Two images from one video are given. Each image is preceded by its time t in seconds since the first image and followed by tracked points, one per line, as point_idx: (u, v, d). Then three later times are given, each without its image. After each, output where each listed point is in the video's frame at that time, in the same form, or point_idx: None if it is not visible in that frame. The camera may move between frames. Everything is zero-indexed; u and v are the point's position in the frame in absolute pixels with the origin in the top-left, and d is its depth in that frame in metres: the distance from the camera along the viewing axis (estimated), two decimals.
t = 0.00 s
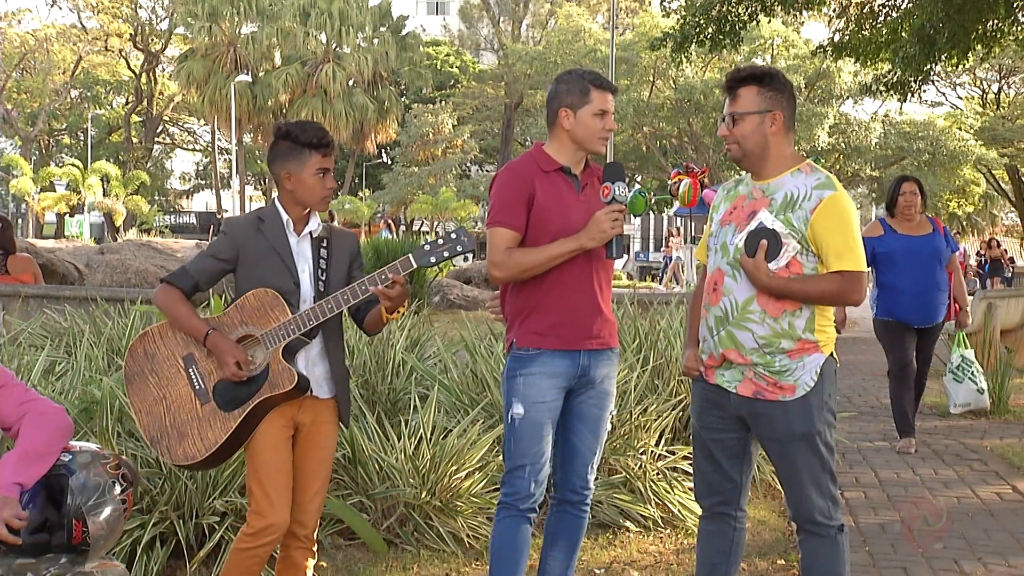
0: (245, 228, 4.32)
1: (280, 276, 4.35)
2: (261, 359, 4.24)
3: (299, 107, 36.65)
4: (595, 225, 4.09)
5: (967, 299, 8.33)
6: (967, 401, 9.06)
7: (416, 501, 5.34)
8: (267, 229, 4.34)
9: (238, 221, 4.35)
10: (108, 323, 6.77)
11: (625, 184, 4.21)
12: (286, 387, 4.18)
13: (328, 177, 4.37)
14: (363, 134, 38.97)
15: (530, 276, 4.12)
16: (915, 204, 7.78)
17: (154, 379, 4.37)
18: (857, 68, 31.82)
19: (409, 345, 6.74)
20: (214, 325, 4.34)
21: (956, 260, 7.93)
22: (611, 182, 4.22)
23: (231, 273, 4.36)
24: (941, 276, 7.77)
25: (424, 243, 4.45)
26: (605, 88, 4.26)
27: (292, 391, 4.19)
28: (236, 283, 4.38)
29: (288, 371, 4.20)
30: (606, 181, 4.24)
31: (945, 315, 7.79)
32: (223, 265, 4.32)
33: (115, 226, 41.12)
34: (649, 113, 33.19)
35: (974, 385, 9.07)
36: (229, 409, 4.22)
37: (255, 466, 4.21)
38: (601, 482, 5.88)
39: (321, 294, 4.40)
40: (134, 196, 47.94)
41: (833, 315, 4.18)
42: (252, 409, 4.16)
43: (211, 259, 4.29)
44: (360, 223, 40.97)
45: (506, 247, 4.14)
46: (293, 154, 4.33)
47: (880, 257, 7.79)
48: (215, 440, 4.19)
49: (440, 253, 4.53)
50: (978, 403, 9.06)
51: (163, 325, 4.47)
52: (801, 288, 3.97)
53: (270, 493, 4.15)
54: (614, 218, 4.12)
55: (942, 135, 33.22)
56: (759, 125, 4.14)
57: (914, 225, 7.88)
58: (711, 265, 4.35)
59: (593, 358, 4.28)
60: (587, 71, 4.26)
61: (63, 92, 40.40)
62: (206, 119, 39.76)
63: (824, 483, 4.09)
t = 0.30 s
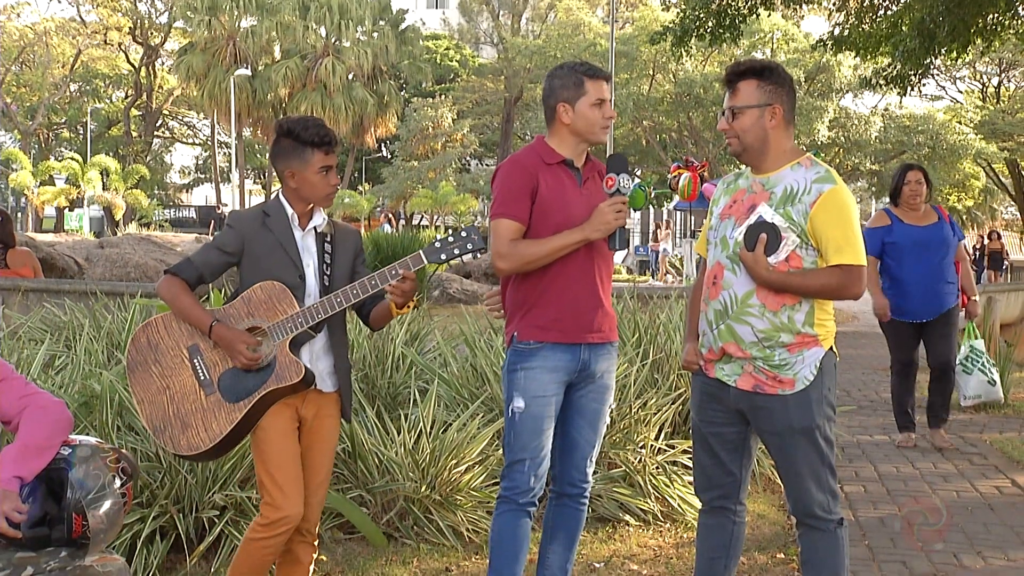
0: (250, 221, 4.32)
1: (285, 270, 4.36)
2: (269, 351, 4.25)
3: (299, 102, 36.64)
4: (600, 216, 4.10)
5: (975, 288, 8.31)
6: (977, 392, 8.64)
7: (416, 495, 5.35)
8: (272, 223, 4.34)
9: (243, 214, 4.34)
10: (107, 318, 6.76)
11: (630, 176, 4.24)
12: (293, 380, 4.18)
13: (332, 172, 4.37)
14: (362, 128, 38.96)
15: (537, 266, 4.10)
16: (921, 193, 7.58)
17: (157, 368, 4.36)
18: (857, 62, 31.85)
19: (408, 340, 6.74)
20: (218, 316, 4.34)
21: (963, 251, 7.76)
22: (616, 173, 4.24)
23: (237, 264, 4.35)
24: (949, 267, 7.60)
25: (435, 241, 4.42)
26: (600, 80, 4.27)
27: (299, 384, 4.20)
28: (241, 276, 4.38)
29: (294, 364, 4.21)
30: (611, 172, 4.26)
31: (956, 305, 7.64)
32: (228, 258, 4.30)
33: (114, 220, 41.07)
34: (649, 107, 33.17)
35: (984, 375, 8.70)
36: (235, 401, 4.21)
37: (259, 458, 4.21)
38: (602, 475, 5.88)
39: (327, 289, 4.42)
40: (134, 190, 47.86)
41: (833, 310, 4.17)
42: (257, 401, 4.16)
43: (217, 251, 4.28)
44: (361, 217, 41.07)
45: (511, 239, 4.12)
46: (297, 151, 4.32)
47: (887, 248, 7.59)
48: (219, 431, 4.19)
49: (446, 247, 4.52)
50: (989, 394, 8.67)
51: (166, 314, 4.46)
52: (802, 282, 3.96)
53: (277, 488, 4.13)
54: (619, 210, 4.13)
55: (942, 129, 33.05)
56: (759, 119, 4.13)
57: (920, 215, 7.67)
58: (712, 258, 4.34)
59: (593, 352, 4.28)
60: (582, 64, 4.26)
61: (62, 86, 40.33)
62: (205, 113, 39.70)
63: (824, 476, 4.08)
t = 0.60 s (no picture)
0: (252, 220, 4.31)
1: (287, 268, 4.36)
2: (270, 349, 4.25)
3: (299, 101, 36.63)
4: (616, 217, 4.08)
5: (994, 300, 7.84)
6: (983, 409, 8.25)
7: (416, 494, 5.35)
8: (275, 221, 4.34)
9: (246, 212, 4.33)
10: (107, 317, 6.75)
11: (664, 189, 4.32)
12: (292, 378, 4.18)
13: (336, 173, 4.37)
14: (362, 127, 38.94)
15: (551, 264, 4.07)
16: (939, 197, 7.27)
17: (155, 362, 4.35)
18: (857, 62, 31.82)
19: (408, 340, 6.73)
20: (219, 313, 4.33)
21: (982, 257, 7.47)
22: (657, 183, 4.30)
23: (238, 262, 4.35)
24: (967, 273, 7.29)
25: (438, 247, 4.42)
26: (601, 79, 4.27)
27: (298, 382, 4.20)
28: (243, 274, 4.38)
29: (294, 362, 4.21)
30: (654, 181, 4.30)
31: (971, 313, 7.32)
32: (230, 255, 4.30)
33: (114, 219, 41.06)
34: (649, 107, 33.15)
35: (992, 392, 8.35)
36: (235, 398, 4.21)
37: (259, 455, 4.22)
38: (602, 475, 5.88)
39: (327, 290, 4.43)
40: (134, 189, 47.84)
41: (833, 310, 4.17)
42: (256, 398, 4.16)
43: (219, 248, 4.27)
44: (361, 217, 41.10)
45: (524, 237, 4.09)
46: (302, 152, 4.31)
47: (900, 254, 7.37)
48: (214, 427, 4.19)
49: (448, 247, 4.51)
50: (995, 412, 8.30)
51: (165, 308, 4.46)
52: (802, 281, 3.96)
53: (279, 485, 4.15)
54: (640, 214, 4.12)
55: (943, 128, 32.97)
56: (757, 117, 4.13)
57: (938, 219, 7.38)
58: (712, 257, 4.34)
59: (595, 350, 4.28)
60: (583, 63, 4.26)
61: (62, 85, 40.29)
62: (205, 112, 39.67)
63: (824, 476, 4.08)
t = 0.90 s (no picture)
0: (252, 219, 4.31)
1: (285, 269, 4.36)
2: (268, 348, 4.25)
3: (300, 101, 36.67)
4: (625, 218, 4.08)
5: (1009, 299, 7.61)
6: (999, 413, 8.01)
7: (416, 495, 5.35)
8: (275, 221, 4.33)
9: (246, 211, 4.33)
10: (108, 317, 6.75)
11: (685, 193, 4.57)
12: (289, 379, 4.18)
13: (336, 175, 4.37)
14: (362, 127, 38.97)
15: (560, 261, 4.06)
16: (953, 194, 7.08)
17: (151, 359, 4.35)
18: (857, 62, 31.78)
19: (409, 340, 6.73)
20: (217, 311, 4.33)
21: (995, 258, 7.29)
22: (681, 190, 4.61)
23: (237, 261, 4.35)
24: (980, 274, 7.13)
25: (438, 251, 4.42)
26: (605, 79, 4.27)
27: (295, 383, 4.20)
28: (241, 273, 4.38)
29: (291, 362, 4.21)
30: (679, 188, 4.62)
31: (981, 317, 7.14)
32: (229, 254, 4.30)
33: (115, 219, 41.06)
34: (649, 106, 33.16)
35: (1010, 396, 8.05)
36: (233, 396, 4.20)
37: (257, 455, 4.23)
38: (602, 475, 5.87)
39: (325, 291, 4.43)
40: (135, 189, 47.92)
41: (832, 310, 4.17)
42: (253, 398, 4.16)
43: (218, 247, 4.26)
44: (362, 216, 41.15)
45: (532, 233, 4.07)
46: (302, 153, 4.30)
47: (909, 252, 7.17)
48: (210, 426, 4.19)
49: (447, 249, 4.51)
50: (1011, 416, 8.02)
51: (164, 306, 4.45)
52: (801, 280, 3.96)
53: (278, 485, 4.15)
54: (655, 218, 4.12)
55: (943, 128, 32.89)
56: (757, 117, 4.13)
57: (951, 218, 7.20)
58: (712, 257, 4.35)
59: (595, 350, 4.28)
60: (587, 63, 4.26)
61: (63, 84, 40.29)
62: (206, 112, 39.67)
63: (825, 476, 4.08)
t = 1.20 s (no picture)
0: (246, 219, 4.32)
1: (278, 268, 4.36)
2: (265, 348, 4.26)
3: (299, 101, 36.70)
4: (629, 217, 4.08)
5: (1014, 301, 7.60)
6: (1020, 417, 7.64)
7: (416, 494, 5.35)
8: (267, 221, 4.34)
9: (238, 212, 4.34)
10: (107, 318, 6.76)
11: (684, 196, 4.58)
12: (285, 377, 4.19)
13: (330, 174, 4.37)
14: (362, 127, 38.98)
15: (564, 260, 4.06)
16: (952, 194, 7.09)
17: (149, 364, 4.35)
18: (857, 61, 31.77)
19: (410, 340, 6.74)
20: (213, 312, 4.33)
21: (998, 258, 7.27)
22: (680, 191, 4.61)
23: (230, 262, 4.35)
24: (983, 275, 7.11)
25: (429, 241, 4.43)
26: (602, 78, 4.27)
27: (291, 382, 4.20)
28: (235, 273, 4.38)
29: (288, 361, 4.22)
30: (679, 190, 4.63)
31: (986, 320, 7.11)
32: (223, 255, 4.30)
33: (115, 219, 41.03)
34: (649, 106, 33.16)
35: None
36: (230, 397, 4.20)
37: (254, 455, 4.22)
38: (602, 475, 5.87)
39: (320, 289, 4.43)
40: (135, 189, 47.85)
41: (832, 309, 4.16)
42: (250, 398, 4.16)
43: (212, 248, 4.27)
44: (361, 216, 41.11)
45: (535, 232, 4.07)
46: (296, 153, 4.31)
47: (911, 255, 7.16)
48: (210, 427, 4.19)
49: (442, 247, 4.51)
50: None
51: (159, 310, 4.45)
52: (800, 279, 3.96)
53: (275, 485, 4.14)
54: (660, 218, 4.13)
55: (943, 128, 32.85)
56: (757, 117, 4.12)
57: (952, 219, 7.19)
58: (711, 256, 4.35)
59: (594, 349, 4.27)
60: (585, 62, 4.26)
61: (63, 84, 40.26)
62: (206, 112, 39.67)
63: (824, 476, 4.07)
